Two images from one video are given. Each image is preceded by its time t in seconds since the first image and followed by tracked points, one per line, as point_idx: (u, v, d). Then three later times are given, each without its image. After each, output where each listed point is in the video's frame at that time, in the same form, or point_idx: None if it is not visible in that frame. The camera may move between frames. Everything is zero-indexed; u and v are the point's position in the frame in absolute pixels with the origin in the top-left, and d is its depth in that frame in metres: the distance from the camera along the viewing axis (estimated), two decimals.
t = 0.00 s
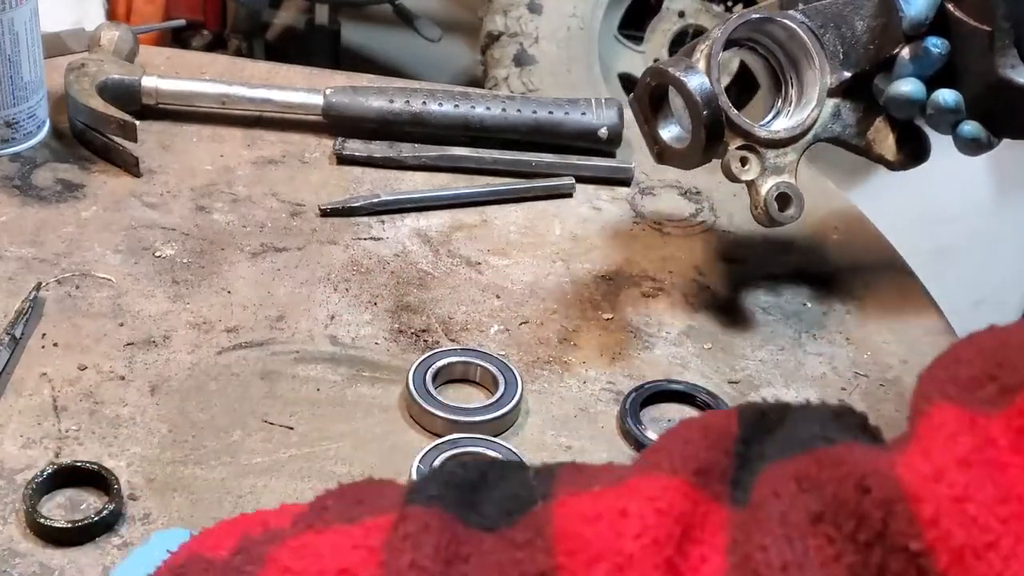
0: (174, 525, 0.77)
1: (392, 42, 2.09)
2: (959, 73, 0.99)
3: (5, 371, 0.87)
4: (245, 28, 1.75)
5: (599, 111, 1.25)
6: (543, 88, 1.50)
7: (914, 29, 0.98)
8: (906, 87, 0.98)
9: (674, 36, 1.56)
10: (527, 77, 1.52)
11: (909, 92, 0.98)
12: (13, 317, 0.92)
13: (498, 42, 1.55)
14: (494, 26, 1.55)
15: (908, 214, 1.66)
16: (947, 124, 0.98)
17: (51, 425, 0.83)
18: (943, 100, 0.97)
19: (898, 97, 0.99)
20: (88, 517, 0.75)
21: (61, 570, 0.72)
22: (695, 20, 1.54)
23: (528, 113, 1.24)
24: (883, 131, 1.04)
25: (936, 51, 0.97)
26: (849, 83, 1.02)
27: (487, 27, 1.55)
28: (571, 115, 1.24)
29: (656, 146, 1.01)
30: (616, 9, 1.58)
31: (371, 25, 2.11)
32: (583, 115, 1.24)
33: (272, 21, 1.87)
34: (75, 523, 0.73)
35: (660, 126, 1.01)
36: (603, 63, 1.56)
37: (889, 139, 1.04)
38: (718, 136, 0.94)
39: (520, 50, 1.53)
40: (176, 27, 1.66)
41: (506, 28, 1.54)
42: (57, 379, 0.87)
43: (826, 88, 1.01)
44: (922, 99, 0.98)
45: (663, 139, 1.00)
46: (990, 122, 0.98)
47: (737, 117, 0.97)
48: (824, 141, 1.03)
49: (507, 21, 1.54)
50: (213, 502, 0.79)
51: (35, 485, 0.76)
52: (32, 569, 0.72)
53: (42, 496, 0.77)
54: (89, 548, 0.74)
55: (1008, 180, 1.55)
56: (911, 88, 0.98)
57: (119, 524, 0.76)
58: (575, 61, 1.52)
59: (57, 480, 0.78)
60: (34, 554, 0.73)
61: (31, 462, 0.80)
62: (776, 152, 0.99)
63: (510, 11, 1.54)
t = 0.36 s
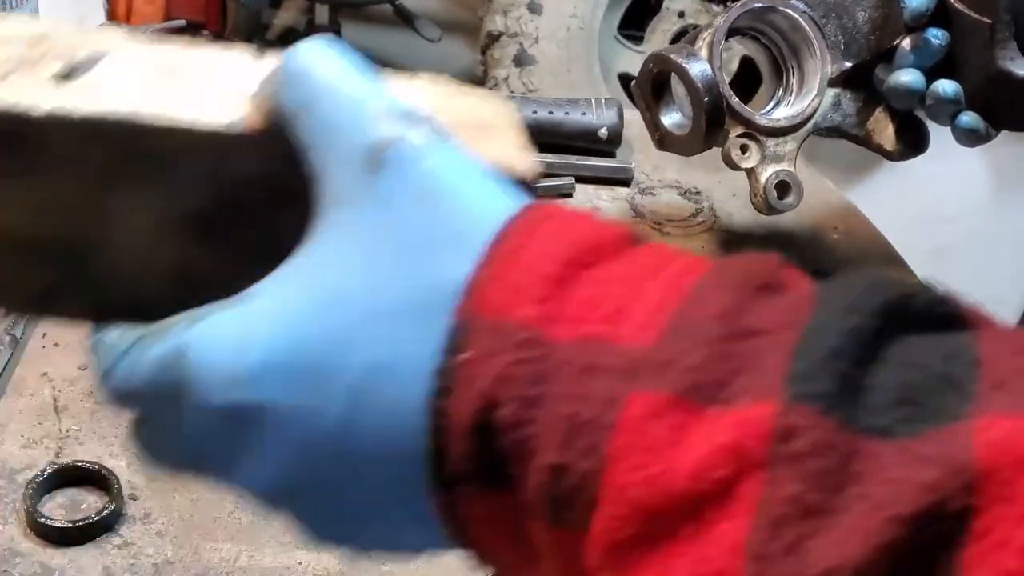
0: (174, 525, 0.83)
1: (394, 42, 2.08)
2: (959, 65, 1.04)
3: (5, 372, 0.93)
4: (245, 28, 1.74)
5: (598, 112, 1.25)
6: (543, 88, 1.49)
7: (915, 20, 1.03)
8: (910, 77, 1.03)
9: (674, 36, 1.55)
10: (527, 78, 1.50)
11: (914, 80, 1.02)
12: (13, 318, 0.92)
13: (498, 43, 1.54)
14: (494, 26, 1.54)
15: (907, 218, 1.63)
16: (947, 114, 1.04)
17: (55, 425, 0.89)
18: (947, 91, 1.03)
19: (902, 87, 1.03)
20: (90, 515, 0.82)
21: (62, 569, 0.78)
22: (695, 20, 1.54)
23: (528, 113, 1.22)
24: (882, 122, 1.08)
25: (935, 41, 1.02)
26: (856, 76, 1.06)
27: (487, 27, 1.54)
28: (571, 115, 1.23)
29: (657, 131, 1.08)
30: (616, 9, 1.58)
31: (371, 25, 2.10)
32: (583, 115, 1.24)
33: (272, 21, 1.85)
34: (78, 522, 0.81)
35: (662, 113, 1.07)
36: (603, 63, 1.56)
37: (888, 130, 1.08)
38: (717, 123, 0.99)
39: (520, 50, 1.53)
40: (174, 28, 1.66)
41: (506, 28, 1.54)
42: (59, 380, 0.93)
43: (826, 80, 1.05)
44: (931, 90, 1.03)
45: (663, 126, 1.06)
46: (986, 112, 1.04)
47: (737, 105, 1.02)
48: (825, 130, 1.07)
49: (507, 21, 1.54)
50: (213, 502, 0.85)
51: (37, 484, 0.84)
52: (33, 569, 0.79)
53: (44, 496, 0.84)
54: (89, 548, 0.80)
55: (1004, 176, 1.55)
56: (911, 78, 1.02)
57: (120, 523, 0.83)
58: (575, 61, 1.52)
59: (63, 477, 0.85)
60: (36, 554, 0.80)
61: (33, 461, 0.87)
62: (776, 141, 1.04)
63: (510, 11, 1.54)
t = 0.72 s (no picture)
0: (173, 526, 0.76)
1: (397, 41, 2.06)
2: (956, 46, 1.01)
3: (4, 371, 0.87)
4: (244, 27, 1.76)
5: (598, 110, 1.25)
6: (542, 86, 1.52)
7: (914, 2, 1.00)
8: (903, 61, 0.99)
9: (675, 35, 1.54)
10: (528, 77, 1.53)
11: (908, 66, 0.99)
12: (13, 317, 0.91)
13: (498, 42, 1.54)
14: (494, 25, 1.54)
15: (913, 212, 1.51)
16: (943, 98, 0.98)
17: (50, 425, 0.83)
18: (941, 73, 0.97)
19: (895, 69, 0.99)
20: (87, 516, 0.75)
21: (60, 570, 0.72)
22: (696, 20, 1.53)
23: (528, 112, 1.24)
24: (878, 105, 1.05)
25: (932, 24, 0.99)
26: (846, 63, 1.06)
27: (487, 27, 1.54)
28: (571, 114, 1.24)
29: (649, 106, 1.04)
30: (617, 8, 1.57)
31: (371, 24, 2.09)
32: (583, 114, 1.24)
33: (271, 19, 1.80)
34: (75, 523, 0.74)
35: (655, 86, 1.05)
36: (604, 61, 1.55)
37: (884, 113, 1.04)
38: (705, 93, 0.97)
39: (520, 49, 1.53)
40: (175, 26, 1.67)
41: (505, 27, 1.53)
42: (57, 379, 0.87)
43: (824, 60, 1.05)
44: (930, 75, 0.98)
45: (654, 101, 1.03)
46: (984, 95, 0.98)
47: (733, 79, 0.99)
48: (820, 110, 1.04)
49: (507, 20, 1.53)
50: (214, 502, 0.79)
51: (34, 485, 0.76)
52: (32, 569, 0.71)
53: (41, 497, 0.77)
54: (88, 548, 0.74)
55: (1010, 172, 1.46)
56: (906, 60, 0.99)
57: (119, 524, 0.76)
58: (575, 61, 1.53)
59: (57, 480, 0.78)
60: (34, 555, 0.72)
61: (31, 462, 0.80)
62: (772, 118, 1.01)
63: (510, 11, 1.53)
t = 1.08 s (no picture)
0: (173, 525, 0.76)
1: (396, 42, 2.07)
2: (988, 18, 1.04)
3: (5, 371, 0.87)
4: (244, 27, 1.76)
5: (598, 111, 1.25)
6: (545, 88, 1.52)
7: None
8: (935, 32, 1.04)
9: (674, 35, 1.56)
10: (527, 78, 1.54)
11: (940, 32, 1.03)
12: (13, 317, 0.92)
13: (498, 42, 1.55)
14: (494, 26, 1.54)
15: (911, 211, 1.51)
16: (970, 67, 1.02)
17: (51, 425, 0.83)
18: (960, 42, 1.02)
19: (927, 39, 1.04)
20: (88, 516, 0.75)
21: (61, 570, 0.72)
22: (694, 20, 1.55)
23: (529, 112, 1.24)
24: (912, 72, 1.11)
25: None
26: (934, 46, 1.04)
27: (486, 27, 1.54)
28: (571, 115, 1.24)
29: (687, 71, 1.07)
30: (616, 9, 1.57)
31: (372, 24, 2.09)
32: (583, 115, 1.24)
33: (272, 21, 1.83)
34: (76, 522, 0.74)
35: (693, 52, 1.06)
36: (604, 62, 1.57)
37: (918, 79, 1.10)
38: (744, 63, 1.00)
39: (520, 50, 1.54)
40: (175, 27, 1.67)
41: (505, 27, 1.54)
42: (57, 379, 0.87)
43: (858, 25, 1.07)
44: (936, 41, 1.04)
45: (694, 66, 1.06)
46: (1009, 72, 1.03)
47: (770, 50, 1.03)
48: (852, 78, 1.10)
49: (507, 21, 1.53)
50: (214, 501, 0.79)
51: (35, 485, 0.76)
52: (32, 569, 0.72)
53: (42, 496, 0.77)
54: (89, 548, 0.74)
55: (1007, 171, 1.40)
56: (938, 31, 1.03)
57: (119, 523, 0.76)
58: (575, 62, 1.54)
59: (57, 479, 0.78)
60: (34, 554, 0.73)
61: (31, 461, 0.80)
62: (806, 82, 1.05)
63: (509, 11, 1.53)
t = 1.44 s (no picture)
0: (173, 524, 0.76)
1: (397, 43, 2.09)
2: None
3: (4, 371, 0.87)
4: (245, 27, 1.77)
5: (599, 111, 1.25)
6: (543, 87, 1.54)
7: None
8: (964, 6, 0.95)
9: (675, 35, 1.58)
10: (527, 77, 1.53)
11: None
12: (13, 317, 0.92)
13: (498, 42, 1.54)
14: (494, 26, 1.53)
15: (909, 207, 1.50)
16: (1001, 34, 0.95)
17: (51, 425, 0.83)
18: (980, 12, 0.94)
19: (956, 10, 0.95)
20: (87, 516, 0.75)
21: (61, 570, 0.72)
22: (695, 20, 1.56)
23: (528, 113, 1.24)
24: (943, 38, 1.01)
25: None
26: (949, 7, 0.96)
27: (487, 27, 1.53)
28: (571, 115, 1.24)
29: (725, 38, 1.03)
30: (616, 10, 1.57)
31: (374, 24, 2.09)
32: (583, 115, 1.24)
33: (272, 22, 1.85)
34: (76, 522, 0.74)
35: (731, 19, 1.03)
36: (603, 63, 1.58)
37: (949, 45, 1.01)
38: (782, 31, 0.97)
39: (520, 50, 1.53)
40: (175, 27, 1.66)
41: (505, 27, 1.52)
42: (57, 379, 0.87)
43: None
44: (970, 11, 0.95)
45: (731, 32, 1.02)
46: None
47: (804, 15, 1.00)
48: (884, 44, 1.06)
49: (507, 21, 1.52)
50: (213, 501, 0.79)
51: (35, 485, 0.76)
52: (32, 569, 0.71)
53: (42, 496, 0.77)
54: (89, 548, 0.74)
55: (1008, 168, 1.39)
56: None
57: (119, 523, 0.76)
58: (575, 62, 1.54)
59: (57, 480, 0.78)
60: (34, 555, 0.72)
61: (31, 462, 0.80)
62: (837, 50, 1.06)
63: (510, 11, 1.52)
